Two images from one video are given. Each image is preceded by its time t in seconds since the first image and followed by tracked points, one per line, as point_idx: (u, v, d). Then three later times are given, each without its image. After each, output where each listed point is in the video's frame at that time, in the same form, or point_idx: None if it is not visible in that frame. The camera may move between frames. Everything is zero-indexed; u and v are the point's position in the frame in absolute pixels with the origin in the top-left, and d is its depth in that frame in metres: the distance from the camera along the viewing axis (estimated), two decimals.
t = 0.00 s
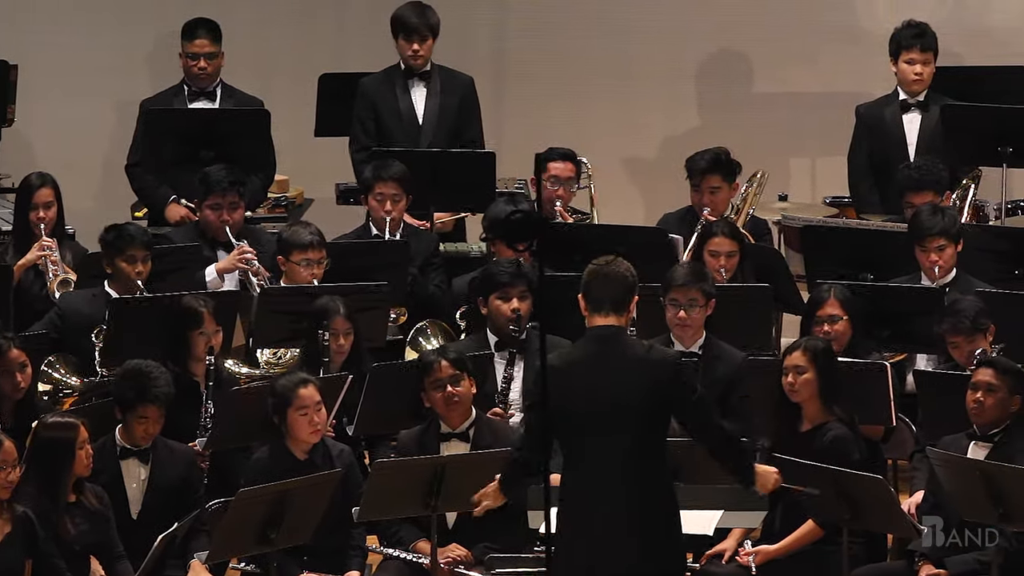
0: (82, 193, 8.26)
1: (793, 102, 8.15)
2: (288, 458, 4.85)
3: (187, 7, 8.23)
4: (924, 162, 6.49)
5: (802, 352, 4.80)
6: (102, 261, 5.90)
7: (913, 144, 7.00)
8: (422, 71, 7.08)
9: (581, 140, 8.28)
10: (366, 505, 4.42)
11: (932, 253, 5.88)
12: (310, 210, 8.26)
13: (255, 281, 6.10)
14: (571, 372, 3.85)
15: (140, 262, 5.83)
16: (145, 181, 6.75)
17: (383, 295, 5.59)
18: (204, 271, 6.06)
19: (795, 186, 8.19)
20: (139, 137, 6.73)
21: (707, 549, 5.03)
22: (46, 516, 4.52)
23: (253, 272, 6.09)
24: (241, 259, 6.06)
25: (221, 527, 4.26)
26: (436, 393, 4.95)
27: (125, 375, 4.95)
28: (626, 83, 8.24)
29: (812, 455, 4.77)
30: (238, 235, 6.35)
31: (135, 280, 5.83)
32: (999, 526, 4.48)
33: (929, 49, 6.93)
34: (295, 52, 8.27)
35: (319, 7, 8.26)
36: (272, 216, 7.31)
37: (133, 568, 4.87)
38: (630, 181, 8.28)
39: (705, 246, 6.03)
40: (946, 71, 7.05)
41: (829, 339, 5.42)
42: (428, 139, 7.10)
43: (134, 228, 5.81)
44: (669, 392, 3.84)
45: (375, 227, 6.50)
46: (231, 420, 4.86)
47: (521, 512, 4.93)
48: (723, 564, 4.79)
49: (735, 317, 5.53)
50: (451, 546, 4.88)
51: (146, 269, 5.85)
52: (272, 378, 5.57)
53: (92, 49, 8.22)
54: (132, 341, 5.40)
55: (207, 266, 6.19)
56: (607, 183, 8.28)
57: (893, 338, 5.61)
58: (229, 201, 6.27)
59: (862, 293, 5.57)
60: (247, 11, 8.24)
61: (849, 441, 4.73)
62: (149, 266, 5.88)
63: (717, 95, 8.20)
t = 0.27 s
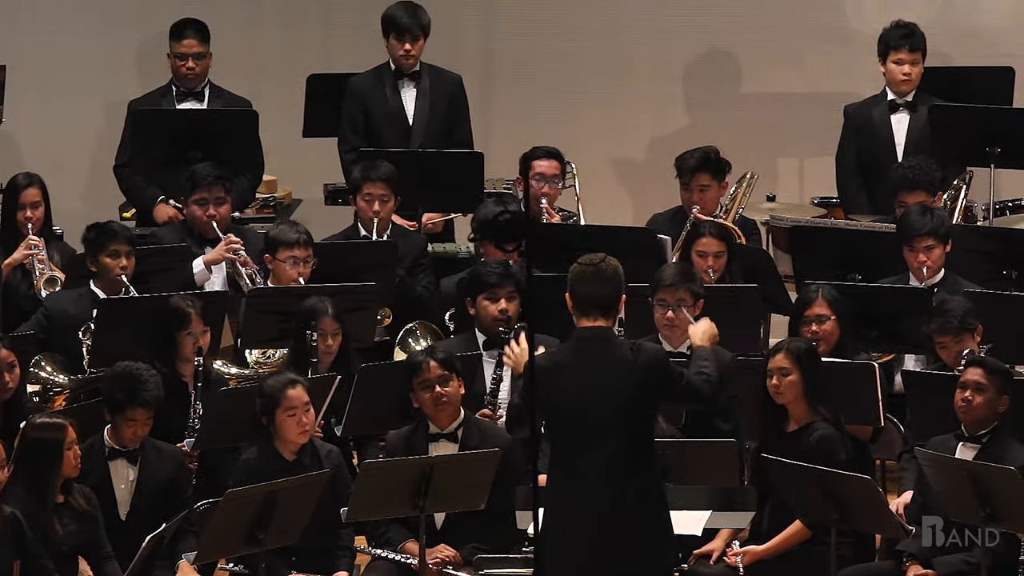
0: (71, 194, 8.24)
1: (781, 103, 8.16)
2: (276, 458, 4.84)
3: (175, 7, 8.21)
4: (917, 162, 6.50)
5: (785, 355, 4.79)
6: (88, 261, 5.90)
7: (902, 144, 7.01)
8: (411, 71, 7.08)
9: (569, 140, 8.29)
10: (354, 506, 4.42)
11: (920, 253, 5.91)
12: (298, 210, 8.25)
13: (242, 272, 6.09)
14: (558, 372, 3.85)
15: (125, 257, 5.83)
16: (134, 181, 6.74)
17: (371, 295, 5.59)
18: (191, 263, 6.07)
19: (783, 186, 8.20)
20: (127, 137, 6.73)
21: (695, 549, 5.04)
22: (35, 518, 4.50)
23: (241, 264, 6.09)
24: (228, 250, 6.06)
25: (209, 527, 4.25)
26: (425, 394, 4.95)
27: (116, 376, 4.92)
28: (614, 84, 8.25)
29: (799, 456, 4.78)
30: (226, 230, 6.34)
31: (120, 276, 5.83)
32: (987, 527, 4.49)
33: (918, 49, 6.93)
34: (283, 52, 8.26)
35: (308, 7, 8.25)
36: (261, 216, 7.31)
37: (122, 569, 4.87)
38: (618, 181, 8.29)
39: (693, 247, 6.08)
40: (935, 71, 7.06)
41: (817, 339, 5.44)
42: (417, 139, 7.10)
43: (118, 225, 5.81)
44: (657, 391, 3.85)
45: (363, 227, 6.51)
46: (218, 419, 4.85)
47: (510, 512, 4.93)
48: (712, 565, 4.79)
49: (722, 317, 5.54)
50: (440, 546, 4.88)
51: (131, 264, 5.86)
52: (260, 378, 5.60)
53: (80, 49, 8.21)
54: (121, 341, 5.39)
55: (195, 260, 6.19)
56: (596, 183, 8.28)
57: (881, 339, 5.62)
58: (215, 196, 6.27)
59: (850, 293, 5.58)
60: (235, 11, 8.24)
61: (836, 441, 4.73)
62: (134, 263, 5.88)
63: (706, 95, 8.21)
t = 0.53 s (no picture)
0: (58, 193, 8.23)
1: (768, 103, 8.16)
2: (263, 458, 4.84)
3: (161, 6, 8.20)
4: (911, 162, 6.62)
5: (768, 355, 4.79)
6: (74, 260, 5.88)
7: (890, 144, 7.02)
8: (400, 71, 7.08)
9: (557, 140, 8.30)
10: (341, 505, 4.42)
11: (908, 253, 5.91)
12: (285, 210, 8.25)
13: (228, 272, 6.10)
14: (544, 373, 3.85)
15: (109, 256, 5.82)
16: (121, 181, 6.74)
17: (359, 294, 5.59)
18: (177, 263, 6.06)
19: (770, 186, 8.21)
20: (115, 136, 6.72)
21: (682, 548, 5.05)
22: (21, 517, 4.50)
23: (227, 263, 6.08)
24: (214, 250, 6.06)
25: (196, 527, 4.26)
26: (413, 393, 4.95)
27: (104, 377, 4.91)
28: (601, 83, 8.26)
29: (785, 455, 4.79)
30: (212, 230, 6.35)
31: (106, 275, 5.82)
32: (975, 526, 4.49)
33: (905, 49, 6.94)
34: (271, 52, 8.26)
35: (295, 7, 8.25)
36: (249, 215, 7.31)
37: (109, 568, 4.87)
38: (605, 181, 8.30)
39: (680, 247, 6.08)
40: (922, 71, 7.07)
41: (804, 340, 5.47)
42: (406, 139, 7.10)
43: (104, 225, 5.81)
44: (641, 390, 3.86)
45: (350, 227, 6.51)
46: (206, 420, 4.86)
47: (497, 512, 4.94)
48: (699, 564, 4.82)
49: (710, 316, 5.55)
50: (427, 546, 4.88)
51: (116, 264, 5.85)
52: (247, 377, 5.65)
53: (67, 49, 8.20)
54: (109, 340, 5.36)
55: (181, 259, 6.18)
56: (583, 183, 8.29)
57: (868, 338, 5.63)
58: (201, 194, 6.26)
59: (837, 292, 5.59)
60: (221, 11, 8.23)
61: (821, 440, 4.75)
62: (119, 262, 5.87)
63: (693, 95, 8.22)
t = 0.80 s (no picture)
0: (44, 194, 8.22)
1: (756, 102, 8.18)
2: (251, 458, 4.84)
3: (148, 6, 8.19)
4: (901, 162, 6.62)
5: (753, 355, 4.81)
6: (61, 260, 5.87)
7: (876, 144, 7.03)
8: (388, 70, 7.08)
9: (544, 140, 8.31)
10: (328, 506, 4.42)
11: (894, 254, 5.92)
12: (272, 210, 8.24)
13: (214, 280, 6.09)
14: (532, 376, 3.84)
15: (98, 259, 5.81)
16: (108, 181, 6.74)
17: (347, 294, 5.60)
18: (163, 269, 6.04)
19: (757, 186, 8.22)
20: (101, 136, 6.71)
21: (669, 548, 5.06)
22: (9, 518, 4.48)
23: (213, 272, 6.08)
24: (201, 258, 6.05)
25: (183, 528, 4.26)
26: (400, 393, 4.96)
27: (90, 376, 4.91)
28: (589, 83, 8.26)
29: (771, 454, 4.79)
30: (198, 234, 6.34)
31: (94, 277, 5.82)
32: (964, 526, 4.50)
33: (891, 49, 6.97)
34: (258, 51, 8.25)
35: (283, 7, 8.24)
36: (236, 215, 7.30)
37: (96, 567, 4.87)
38: (592, 181, 8.30)
39: (667, 246, 6.09)
40: (909, 70, 7.09)
41: (792, 341, 5.50)
42: (393, 139, 7.09)
43: (92, 227, 5.81)
44: (630, 395, 3.85)
45: (337, 228, 6.53)
46: (193, 420, 4.84)
47: (484, 512, 4.94)
48: (686, 563, 4.84)
49: (696, 315, 5.56)
50: (415, 545, 4.88)
51: (104, 266, 5.84)
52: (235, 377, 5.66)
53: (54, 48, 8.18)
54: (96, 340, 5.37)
55: (168, 265, 6.17)
56: (570, 182, 8.30)
57: (855, 337, 5.64)
58: (188, 199, 6.25)
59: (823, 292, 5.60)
60: (209, 11, 8.22)
61: (806, 438, 4.74)
62: (107, 264, 5.86)
63: (680, 94, 8.23)
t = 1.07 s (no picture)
0: (31, 193, 8.21)
1: (744, 101, 8.18)
2: (237, 457, 4.84)
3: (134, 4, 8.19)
4: (887, 160, 6.59)
5: (740, 353, 4.80)
6: (49, 259, 5.88)
7: (863, 142, 7.04)
8: (374, 68, 7.08)
9: (530, 139, 8.31)
10: (315, 504, 4.42)
11: (880, 254, 5.95)
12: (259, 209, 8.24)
13: (201, 276, 6.09)
14: (518, 372, 3.85)
15: (87, 259, 5.82)
16: (94, 180, 6.75)
17: (333, 292, 5.59)
18: (150, 266, 6.04)
19: (744, 184, 8.23)
20: (88, 135, 6.71)
21: (656, 547, 5.07)
22: None
23: (200, 269, 6.07)
24: (188, 255, 6.04)
25: (171, 528, 4.26)
26: (388, 392, 4.95)
27: (77, 376, 4.90)
28: (575, 81, 8.27)
29: (758, 452, 4.77)
30: (185, 232, 6.35)
31: (82, 277, 5.83)
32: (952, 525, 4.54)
33: (878, 47, 6.98)
34: (244, 49, 8.25)
35: (269, 6, 8.23)
36: (223, 214, 7.31)
37: (83, 566, 4.87)
38: (579, 179, 8.31)
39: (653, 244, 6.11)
40: (895, 69, 7.10)
41: (778, 338, 5.51)
42: (379, 137, 7.09)
43: (81, 226, 5.81)
44: (617, 394, 3.89)
45: (322, 225, 6.53)
46: (181, 418, 4.86)
47: (471, 511, 4.95)
48: (672, 561, 4.85)
49: (683, 313, 5.57)
50: (402, 544, 4.89)
51: (93, 266, 5.85)
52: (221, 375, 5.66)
53: (40, 47, 8.16)
54: (82, 338, 5.34)
55: (154, 263, 6.15)
56: (557, 181, 8.30)
57: (841, 337, 5.65)
58: (174, 197, 6.25)
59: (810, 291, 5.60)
60: (195, 9, 8.21)
61: (791, 436, 4.73)
62: (96, 264, 5.87)
63: (667, 93, 8.23)
